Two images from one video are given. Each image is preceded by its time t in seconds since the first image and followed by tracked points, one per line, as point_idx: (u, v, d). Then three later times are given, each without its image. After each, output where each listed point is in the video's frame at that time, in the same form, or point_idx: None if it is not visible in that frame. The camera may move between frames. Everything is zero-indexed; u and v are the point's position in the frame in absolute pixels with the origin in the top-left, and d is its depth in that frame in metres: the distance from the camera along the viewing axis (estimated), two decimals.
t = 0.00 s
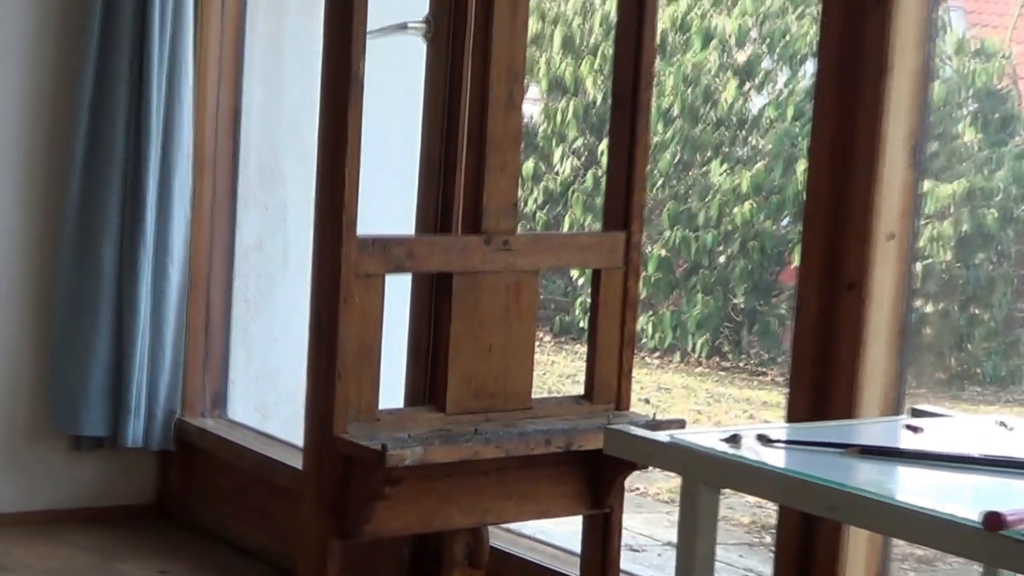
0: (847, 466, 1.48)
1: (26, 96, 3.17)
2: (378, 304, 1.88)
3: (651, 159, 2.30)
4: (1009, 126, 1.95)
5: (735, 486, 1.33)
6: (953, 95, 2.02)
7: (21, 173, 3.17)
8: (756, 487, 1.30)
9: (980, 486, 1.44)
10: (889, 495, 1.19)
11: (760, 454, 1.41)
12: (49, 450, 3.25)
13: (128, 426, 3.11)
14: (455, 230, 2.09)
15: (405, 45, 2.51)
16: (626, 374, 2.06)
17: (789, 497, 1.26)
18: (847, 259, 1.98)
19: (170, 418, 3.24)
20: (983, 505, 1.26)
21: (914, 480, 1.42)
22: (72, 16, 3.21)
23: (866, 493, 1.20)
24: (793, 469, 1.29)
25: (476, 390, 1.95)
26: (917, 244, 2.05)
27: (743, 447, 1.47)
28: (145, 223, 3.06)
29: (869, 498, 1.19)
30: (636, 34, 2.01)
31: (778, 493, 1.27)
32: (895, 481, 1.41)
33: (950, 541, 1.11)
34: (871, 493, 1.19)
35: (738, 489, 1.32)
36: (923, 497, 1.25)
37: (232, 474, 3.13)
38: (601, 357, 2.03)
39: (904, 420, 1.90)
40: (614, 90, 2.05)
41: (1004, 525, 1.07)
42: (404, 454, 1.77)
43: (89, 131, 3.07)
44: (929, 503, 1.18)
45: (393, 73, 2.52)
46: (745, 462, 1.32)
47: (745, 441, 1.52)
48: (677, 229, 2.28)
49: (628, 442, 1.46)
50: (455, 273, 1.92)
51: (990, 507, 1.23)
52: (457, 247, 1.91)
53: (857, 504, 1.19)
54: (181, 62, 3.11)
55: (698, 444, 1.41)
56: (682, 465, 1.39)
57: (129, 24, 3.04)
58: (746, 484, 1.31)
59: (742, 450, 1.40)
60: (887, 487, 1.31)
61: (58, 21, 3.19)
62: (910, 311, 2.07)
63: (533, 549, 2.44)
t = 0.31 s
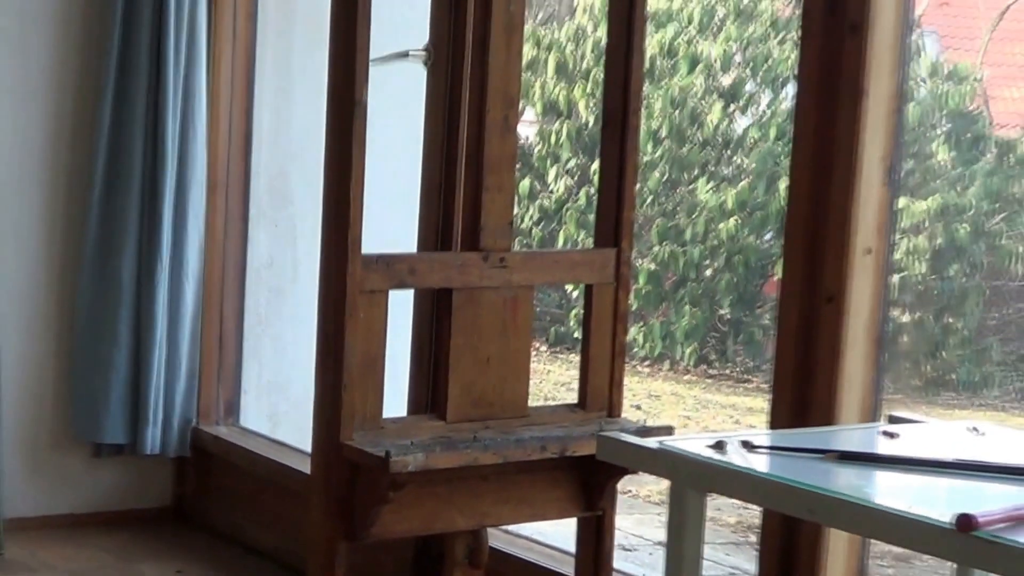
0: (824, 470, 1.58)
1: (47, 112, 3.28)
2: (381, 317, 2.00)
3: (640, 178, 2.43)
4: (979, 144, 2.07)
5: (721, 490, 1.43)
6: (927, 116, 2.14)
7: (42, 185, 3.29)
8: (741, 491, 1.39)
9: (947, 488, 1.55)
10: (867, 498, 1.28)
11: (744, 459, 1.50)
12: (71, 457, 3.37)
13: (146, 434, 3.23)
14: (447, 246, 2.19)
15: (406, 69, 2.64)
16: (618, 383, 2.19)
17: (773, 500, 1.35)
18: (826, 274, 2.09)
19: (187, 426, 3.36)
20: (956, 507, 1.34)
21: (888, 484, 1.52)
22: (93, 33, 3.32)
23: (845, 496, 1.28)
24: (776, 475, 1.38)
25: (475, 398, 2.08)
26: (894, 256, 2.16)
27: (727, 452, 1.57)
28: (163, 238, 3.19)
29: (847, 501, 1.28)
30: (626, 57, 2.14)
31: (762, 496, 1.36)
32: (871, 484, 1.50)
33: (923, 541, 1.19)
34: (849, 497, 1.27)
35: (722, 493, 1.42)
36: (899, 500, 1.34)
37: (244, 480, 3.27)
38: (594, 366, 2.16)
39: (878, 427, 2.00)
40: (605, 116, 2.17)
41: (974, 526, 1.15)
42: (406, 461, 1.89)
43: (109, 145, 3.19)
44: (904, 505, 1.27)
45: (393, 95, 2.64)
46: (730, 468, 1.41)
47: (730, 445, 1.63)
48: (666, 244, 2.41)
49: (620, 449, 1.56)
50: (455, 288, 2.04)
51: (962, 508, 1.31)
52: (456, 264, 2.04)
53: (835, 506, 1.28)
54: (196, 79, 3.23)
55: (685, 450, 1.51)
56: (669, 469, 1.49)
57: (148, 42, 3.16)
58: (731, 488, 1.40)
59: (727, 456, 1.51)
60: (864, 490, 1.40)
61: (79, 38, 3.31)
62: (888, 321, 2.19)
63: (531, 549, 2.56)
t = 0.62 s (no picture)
0: (804, 474, 1.69)
1: (67, 130, 3.40)
2: (385, 331, 2.11)
3: (630, 197, 2.57)
4: (952, 163, 2.19)
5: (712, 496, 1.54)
6: (902, 136, 2.26)
7: (61, 200, 3.40)
8: (730, 496, 1.50)
9: (915, 491, 1.67)
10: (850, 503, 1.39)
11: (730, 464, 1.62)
12: (93, 462, 3.49)
13: (163, 443, 3.38)
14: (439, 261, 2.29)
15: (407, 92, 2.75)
16: (610, 392, 2.31)
17: (761, 505, 1.46)
18: (808, 288, 2.21)
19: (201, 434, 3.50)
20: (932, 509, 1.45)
21: (866, 486, 1.63)
22: (110, 54, 3.44)
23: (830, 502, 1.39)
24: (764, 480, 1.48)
25: (475, 407, 2.21)
26: (872, 269, 2.28)
27: (713, 457, 1.69)
28: (179, 253, 3.32)
29: (831, 506, 1.38)
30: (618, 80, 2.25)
31: (751, 501, 1.47)
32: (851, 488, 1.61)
33: (903, 542, 1.30)
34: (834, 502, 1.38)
35: (713, 497, 1.53)
36: (878, 503, 1.45)
37: (255, 484, 3.39)
38: (588, 376, 2.29)
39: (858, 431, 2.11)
40: (597, 139, 2.28)
41: (950, 527, 1.26)
42: (410, 466, 2.01)
43: (128, 162, 3.32)
44: (883, 508, 1.38)
45: (393, 116, 2.76)
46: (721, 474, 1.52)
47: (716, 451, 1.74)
48: (655, 259, 2.55)
49: (614, 456, 1.68)
50: (456, 302, 2.17)
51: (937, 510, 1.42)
52: (457, 280, 2.16)
53: (821, 511, 1.39)
54: (209, 98, 3.34)
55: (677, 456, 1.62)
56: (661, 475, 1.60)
57: (164, 63, 3.29)
58: (721, 494, 1.51)
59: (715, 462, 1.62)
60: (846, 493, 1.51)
61: (97, 56, 3.43)
62: (866, 331, 2.30)
63: (528, 549, 2.67)
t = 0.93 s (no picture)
0: (787, 479, 1.81)
1: (87, 148, 3.52)
2: (390, 343, 2.23)
3: (622, 215, 2.71)
4: (927, 181, 2.32)
5: (702, 498, 1.65)
6: (879, 156, 2.38)
7: (81, 217, 3.52)
8: (720, 499, 1.61)
9: (889, 493, 1.79)
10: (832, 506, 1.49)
11: (720, 470, 1.73)
12: (111, 469, 3.61)
13: (178, 451, 3.49)
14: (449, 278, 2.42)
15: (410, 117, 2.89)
16: (603, 401, 2.43)
17: (749, 507, 1.57)
18: (792, 301, 2.33)
19: (216, 443, 3.61)
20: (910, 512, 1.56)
21: (847, 490, 1.74)
22: (126, 76, 3.57)
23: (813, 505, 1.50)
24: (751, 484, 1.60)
25: (475, 415, 2.32)
26: (851, 281, 2.40)
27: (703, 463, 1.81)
28: (193, 267, 3.43)
29: (815, 509, 1.49)
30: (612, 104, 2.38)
31: (739, 504, 1.58)
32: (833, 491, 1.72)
33: (882, 542, 1.41)
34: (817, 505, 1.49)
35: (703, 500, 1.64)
36: (859, 505, 1.55)
37: (266, 489, 3.51)
38: (582, 387, 2.40)
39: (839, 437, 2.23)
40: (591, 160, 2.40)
41: (926, 528, 1.37)
42: (413, 473, 2.12)
43: (144, 180, 3.44)
44: (863, 510, 1.48)
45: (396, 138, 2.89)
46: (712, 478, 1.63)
47: (704, 457, 1.86)
48: (646, 274, 2.68)
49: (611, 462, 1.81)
50: (457, 316, 2.28)
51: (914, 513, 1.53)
52: (458, 295, 2.28)
53: (804, 512, 1.49)
54: (221, 118, 3.46)
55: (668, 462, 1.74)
56: (653, 478, 1.72)
57: (179, 84, 3.41)
58: (711, 497, 1.63)
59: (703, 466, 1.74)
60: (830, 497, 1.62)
61: (115, 79, 3.56)
62: (846, 340, 2.42)
63: (526, 551, 2.79)
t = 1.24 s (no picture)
0: (771, 484, 1.93)
1: (105, 167, 3.65)
2: (394, 356, 2.36)
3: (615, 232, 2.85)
4: (904, 200, 2.44)
5: (694, 503, 1.78)
6: (858, 175, 2.51)
7: (98, 234, 3.65)
8: (713, 505, 1.74)
9: (866, 494, 1.91)
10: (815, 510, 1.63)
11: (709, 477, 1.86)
12: (129, 477, 3.73)
13: (195, 458, 3.60)
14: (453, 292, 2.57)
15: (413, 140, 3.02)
16: (597, 411, 2.56)
17: (739, 511, 1.70)
18: (776, 315, 2.46)
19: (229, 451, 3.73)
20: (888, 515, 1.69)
21: (829, 494, 1.86)
22: (141, 98, 3.69)
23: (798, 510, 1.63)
24: (740, 491, 1.73)
25: (475, 424, 2.45)
26: (832, 294, 2.52)
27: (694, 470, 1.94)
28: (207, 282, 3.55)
29: (803, 514, 1.62)
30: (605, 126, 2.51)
31: (729, 509, 1.71)
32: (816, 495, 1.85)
33: (864, 544, 1.54)
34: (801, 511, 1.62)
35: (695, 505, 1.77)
36: (842, 510, 1.68)
37: (276, 496, 3.63)
38: (577, 398, 2.54)
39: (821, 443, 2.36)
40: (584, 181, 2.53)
41: (904, 532, 1.50)
42: (417, 479, 2.25)
43: (161, 199, 3.58)
44: (846, 514, 1.61)
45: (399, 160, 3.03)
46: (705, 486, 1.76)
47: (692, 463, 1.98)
48: (638, 287, 2.81)
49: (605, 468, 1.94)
50: (457, 330, 2.41)
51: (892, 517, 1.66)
52: (458, 310, 2.40)
53: (790, 516, 1.63)
54: (233, 139, 3.60)
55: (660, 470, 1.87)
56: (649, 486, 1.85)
57: (193, 106, 3.54)
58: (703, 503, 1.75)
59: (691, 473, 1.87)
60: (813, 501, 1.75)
61: (133, 101, 3.68)
62: (829, 351, 2.54)
63: (524, 553, 2.91)
